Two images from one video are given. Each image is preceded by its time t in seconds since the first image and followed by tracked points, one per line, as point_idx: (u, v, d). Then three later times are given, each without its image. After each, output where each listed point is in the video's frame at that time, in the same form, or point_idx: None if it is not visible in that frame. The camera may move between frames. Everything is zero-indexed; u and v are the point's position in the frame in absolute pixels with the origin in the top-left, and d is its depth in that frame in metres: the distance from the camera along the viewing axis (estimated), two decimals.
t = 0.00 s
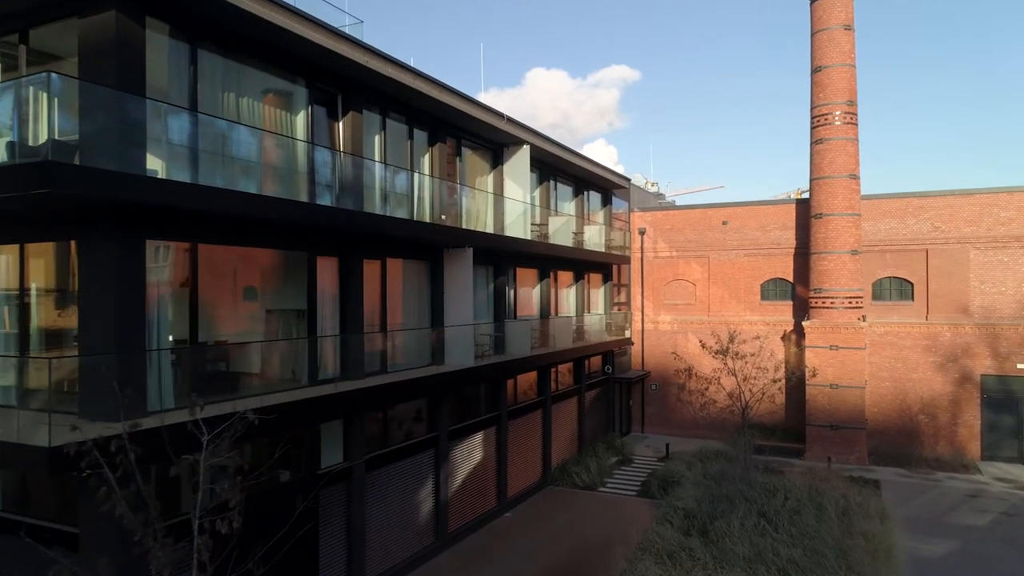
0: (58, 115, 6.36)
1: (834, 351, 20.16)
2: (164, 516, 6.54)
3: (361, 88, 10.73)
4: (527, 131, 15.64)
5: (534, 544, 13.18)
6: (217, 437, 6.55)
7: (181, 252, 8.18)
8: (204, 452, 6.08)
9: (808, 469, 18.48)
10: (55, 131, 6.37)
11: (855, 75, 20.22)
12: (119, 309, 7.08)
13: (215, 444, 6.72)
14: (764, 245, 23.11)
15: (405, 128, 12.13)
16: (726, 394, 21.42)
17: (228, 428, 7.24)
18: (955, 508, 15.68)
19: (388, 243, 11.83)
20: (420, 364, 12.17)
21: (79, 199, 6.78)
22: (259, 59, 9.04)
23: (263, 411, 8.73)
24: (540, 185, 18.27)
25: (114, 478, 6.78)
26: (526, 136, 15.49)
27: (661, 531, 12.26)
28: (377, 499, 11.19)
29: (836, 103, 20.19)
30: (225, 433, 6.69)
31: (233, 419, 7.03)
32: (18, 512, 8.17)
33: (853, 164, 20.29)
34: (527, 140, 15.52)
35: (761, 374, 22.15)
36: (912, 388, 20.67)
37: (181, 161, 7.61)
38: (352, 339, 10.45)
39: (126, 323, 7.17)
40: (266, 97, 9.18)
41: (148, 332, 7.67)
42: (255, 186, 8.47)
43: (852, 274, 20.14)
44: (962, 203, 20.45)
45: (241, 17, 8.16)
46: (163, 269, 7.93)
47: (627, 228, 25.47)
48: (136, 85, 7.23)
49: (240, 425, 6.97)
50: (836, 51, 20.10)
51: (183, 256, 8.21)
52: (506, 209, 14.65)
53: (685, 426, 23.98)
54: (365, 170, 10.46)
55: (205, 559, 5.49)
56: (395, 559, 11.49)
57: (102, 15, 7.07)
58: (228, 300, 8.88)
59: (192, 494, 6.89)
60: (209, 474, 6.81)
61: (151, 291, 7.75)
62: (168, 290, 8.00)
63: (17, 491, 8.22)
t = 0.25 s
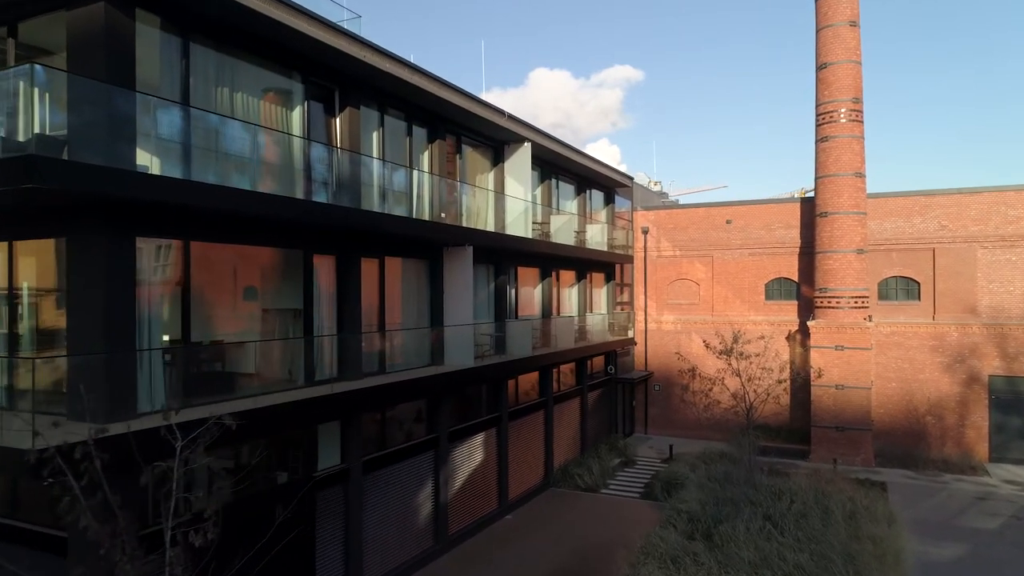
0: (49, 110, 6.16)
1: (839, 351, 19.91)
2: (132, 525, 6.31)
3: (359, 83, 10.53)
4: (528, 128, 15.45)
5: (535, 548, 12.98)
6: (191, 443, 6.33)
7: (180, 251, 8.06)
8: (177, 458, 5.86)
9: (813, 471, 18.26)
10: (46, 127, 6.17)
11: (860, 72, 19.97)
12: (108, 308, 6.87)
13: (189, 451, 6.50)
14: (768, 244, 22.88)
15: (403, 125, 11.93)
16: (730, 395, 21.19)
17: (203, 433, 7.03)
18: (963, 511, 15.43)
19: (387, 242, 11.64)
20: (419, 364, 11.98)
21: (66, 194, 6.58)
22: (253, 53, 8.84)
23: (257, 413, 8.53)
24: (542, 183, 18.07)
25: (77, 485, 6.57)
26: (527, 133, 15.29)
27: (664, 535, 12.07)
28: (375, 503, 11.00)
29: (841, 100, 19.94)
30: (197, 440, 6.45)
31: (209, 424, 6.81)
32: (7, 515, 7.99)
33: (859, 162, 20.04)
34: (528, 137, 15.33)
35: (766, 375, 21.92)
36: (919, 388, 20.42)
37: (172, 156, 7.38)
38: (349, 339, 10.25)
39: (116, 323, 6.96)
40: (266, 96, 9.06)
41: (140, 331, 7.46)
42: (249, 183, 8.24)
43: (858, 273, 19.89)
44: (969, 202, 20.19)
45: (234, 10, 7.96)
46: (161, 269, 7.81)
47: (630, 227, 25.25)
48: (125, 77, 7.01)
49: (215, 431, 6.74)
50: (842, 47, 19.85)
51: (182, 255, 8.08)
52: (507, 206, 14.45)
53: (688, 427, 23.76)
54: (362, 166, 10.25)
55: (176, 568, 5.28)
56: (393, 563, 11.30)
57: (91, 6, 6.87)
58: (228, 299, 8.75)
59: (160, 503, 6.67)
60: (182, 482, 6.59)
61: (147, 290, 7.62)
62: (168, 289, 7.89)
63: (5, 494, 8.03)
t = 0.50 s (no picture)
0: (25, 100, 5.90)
1: (852, 352, 19.55)
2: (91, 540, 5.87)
3: (360, 78, 10.32)
4: (534, 124, 15.22)
5: (541, 552, 12.73)
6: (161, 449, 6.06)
7: (183, 249, 7.92)
8: (147, 465, 5.63)
9: (825, 474, 17.92)
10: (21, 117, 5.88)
11: (873, 68, 19.61)
12: (100, 308, 6.66)
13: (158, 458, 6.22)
14: (779, 243, 22.53)
15: (407, 121, 11.73)
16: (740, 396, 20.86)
17: (174, 439, 6.73)
18: (981, 516, 15.06)
19: (390, 240, 11.42)
20: (423, 363, 11.77)
21: (56, 189, 6.36)
22: (252, 46, 8.63)
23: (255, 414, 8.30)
24: (549, 181, 17.83)
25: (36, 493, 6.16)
26: (533, 129, 15.05)
27: (673, 539, 11.81)
28: (378, 506, 10.79)
29: (854, 96, 19.58)
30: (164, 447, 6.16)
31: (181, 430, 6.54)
32: None
33: (872, 159, 19.66)
34: (534, 134, 15.10)
35: (777, 376, 21.57)
36: (934, 390, 20.03)
37: (165, 152, 7.14)
38: (351, 339, 10.04)
39: (111, 322, 6.75)
40: (272, 95, 8.95)
41: (135, 330, 7.26)
42: (247, 178, 8.00)
43: (871, 273, 19.52)
44: (985, 199, 19.78)
45: (231, 2, 7.77)
46: (166, 267, 7.69)
47: (639, 226, 24.96)
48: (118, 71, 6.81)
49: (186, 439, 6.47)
50: (854, 42, 19.50)
51: (185, 253, 7.95)
52: (513, 204, 14.22)
53: (698, 428, 23.45)
54: (363, 162, 10.04)
55: None
56: (397, 567, 11.09)
57: None
58: (233, 298, 8.61)
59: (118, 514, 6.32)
60: (153, 491, 6.31)
61: (150, 289, 7.49)
62: (172, 288, 7.77)
63: None
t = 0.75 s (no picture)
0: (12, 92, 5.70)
1: (865, 352, 19.22)
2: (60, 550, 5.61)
3: (364, 74, 10.15)
4: (541, 121, 15.01)
5: (549, 556, 12.52)
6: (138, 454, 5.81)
7: (191, 249, 7.87)
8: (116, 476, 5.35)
9: (839, 476, 17.60)
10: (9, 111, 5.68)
11: (887, 63, 19.25)
12: (95, 307, 6.49)
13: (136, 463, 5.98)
14: (791, 242, 22.21)
15: (412, 118, 11.55)
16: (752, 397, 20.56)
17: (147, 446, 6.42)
18: (999, 520, 14.71)
19: (394, 238, 11.25)
20: (428, 364, 11.58)
21: (50, 184, 6.21)
22: (253, 41, 8.47)
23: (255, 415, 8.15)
24: (557, 179, 17.61)
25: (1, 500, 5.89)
26: (541, 126, 14.85)
27: (683, 544, 11.58)
28: (383, 509, 10.62)
29: (867, 92, 19.24)
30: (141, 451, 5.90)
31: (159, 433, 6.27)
32: None
33: (886, 157, 19.31)
34: (542, 131, 14.89)
35: (789, 377, 21.25)
36: (949, 391, 19.66)
37: (162, 148, 6.97)
38: (354, 339, 9.86)
39: (107, 321, 6.59)
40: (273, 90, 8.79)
41: (133, 329, 7.09)
42: (246, 175, 7.82)
43: (885, 272, 19.17)
44: (1002, 197, 19.39)
45: None
46: (175, 267, 7.65)
47: (648, 225, 24.69)
48: (113, 65, 6.66)
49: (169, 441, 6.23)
50: (868, 37, 19.15)
51: (194, 254, 7.90)
52: (519, 202, 14.03)
53: (708, 429, 23.17)
54: (367, 159, 9.86)
55: None
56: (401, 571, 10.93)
57: None
58: (241, 298, 8.56)
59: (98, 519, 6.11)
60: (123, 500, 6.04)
61: (157, 289, 7.43)
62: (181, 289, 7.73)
63: None
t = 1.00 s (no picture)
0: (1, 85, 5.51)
1: (881, 353, 18.85)
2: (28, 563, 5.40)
3: (369, 69, 9.98)
4: (550, 118, 14.81)
5: (558, 560, 12.30)
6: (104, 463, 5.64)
7: (205, 250, 7.85)
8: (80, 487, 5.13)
9: (854, 479, 17.26)
10: None
11: (903, 58, 18.87)
12: (92, 306, 6.32)
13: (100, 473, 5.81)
14: (805, 240, 21.87)
15: (418, 114, 11.38)
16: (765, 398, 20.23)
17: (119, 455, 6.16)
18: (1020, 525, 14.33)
19: (399, 236, 11.06)
20: (435, 364, 11.40)
21: (45, 181, 6.06)
22: (254, 36, 8.32)
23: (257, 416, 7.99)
24: (566, 177, 17.39)
25: None
26: (550, 123, 14.63)
27: (695, 549, 11.34)
28: (388, 512, 10.44)
29: (882, 88, 18.87)
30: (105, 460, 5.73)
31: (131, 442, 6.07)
32: None
33: (902, 153, 18.93)
34: (551, 128, 14.69)
35: (804, 378, 20.90)
36: (967, 393, 19.25)
37: (160, 143, 6.80)
38: (359, 339, 9.68)
39: (104, 320, 6.43)
40: (275, 86, 8.62)
41: (131, 328, 6.93)
42: (246, 172, 7.66)
43: (901, 271, 18.80)
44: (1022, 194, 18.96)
45: None
46: (189, 267, 7.65)
47: (659, 223, 24.40)
48: (110, 59, 6.51)
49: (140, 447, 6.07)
50: (883, 32, 18.79)
51: (208, 255, 7.89)
52: (528, 199, 13.82)
53: (720, 431, 22.86)
54: (372, 155, 9.69)
55: None
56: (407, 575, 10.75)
57: None
58: (249, 298, 8.48)
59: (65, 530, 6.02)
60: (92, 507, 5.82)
61: (170, 289, 7.41)
62: (196, 289, 7.73)
63: None
